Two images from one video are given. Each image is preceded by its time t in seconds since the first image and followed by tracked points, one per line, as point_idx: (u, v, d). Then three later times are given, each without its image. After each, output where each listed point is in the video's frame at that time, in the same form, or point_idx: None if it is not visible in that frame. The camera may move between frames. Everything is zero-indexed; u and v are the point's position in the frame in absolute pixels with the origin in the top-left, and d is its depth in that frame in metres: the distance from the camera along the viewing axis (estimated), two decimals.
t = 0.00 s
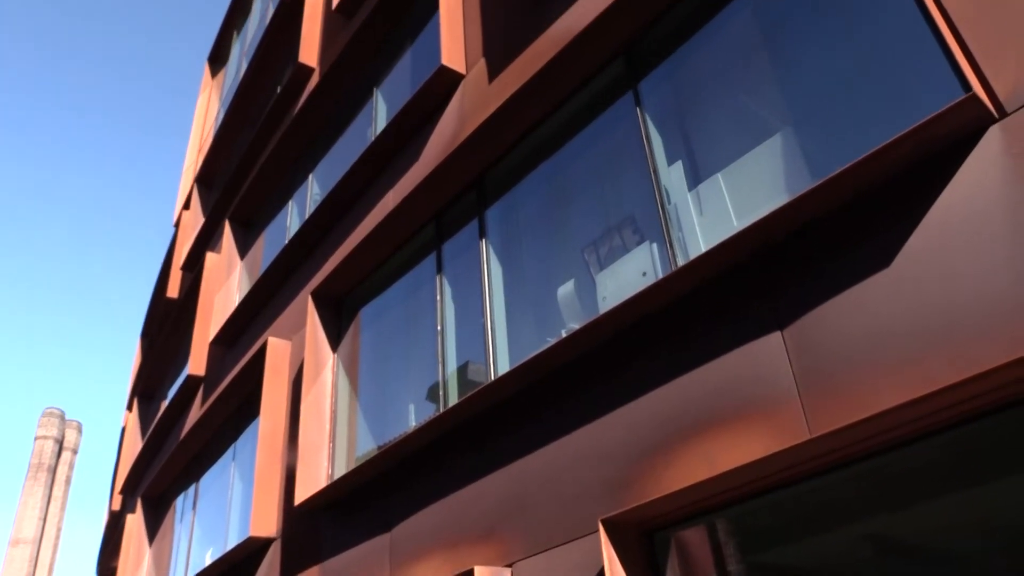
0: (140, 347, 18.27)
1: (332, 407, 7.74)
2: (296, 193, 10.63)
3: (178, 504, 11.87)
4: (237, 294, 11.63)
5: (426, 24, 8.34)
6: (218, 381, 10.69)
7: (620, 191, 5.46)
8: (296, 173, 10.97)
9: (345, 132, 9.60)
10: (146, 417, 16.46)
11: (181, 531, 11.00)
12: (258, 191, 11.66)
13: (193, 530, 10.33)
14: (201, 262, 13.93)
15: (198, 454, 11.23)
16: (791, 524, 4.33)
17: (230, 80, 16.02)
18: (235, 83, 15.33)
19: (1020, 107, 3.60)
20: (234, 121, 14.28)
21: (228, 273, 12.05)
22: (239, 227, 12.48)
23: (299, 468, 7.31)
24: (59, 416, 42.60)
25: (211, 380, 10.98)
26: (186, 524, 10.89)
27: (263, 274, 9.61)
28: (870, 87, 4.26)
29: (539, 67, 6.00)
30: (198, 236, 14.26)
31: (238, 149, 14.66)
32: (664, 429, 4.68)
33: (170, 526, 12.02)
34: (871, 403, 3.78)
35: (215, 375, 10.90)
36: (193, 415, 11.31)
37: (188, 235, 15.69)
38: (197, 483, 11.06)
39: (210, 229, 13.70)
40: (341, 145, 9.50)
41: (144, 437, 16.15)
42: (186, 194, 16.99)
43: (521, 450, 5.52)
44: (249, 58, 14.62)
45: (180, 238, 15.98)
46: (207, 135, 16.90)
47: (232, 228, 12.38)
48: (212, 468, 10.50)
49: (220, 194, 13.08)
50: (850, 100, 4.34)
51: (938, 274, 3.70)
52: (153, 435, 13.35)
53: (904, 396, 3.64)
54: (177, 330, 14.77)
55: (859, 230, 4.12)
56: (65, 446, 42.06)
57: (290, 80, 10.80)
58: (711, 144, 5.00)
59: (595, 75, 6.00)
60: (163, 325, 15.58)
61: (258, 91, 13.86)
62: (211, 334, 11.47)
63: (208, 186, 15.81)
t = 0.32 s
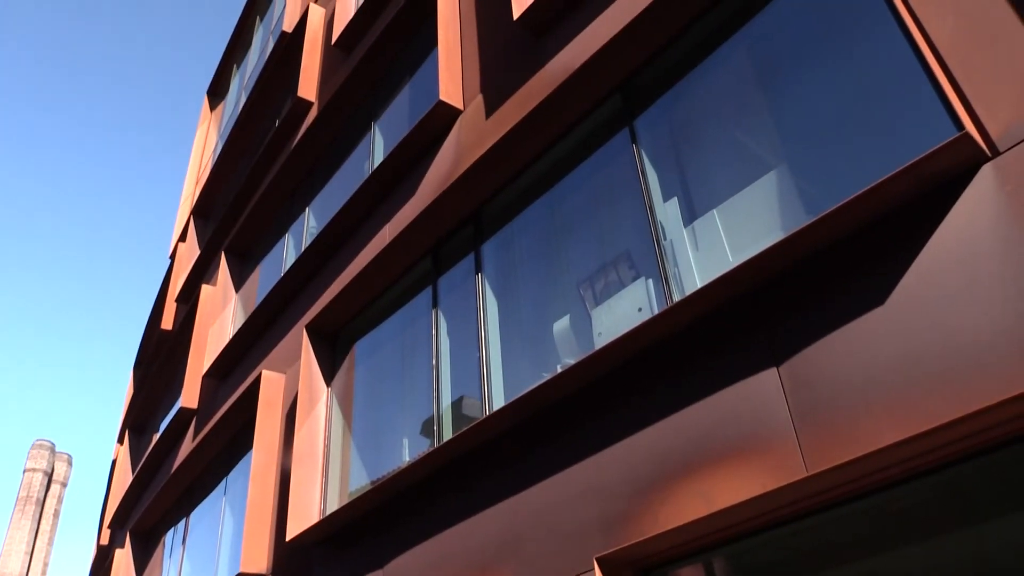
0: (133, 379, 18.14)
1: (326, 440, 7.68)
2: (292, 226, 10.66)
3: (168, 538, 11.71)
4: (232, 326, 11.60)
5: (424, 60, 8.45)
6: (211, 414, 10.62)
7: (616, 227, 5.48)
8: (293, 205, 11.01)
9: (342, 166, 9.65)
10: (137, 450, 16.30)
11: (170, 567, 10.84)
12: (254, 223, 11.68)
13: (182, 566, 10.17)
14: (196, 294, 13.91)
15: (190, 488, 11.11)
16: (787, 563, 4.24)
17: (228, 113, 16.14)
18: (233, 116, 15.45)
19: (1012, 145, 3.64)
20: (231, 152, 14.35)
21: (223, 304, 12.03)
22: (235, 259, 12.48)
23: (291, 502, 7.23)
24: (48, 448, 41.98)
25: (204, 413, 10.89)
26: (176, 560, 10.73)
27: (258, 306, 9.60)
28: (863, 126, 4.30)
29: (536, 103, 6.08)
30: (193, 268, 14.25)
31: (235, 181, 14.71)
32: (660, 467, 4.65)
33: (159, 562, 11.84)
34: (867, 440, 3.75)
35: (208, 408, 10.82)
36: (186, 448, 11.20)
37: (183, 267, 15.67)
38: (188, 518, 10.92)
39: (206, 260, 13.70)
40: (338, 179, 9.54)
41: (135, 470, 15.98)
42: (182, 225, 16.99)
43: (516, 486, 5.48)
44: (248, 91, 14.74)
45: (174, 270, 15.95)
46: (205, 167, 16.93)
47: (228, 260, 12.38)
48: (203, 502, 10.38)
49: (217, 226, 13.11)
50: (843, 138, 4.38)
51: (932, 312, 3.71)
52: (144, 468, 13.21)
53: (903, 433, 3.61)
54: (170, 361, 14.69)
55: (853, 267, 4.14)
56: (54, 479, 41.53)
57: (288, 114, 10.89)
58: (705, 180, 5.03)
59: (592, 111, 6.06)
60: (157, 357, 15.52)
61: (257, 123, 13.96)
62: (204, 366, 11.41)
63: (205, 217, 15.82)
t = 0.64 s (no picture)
0: (119, 412, 17.97)
1: (313, 475, 7.61)
2: (282, 260, 10.66)
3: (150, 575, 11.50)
4: (220, 360, 11.54)
5: (416, 96, 8.55)
6: (197, 448, 10.50)
7: (606, 263, 5.50)
8: (284, 238, 11.02)
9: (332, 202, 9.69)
10: (121, 485, 16.08)
11: None
12: (243, 257, 11.66)
13: None
14: (184, 327, 13.85)
15: (174, 523, 10.95)
16: None
17: (220, 147, 16.21)
18: (225, 149, 15.51)
19: (997, 186, 3.68)
20: (223, 185, 14.39)
21: (211, 337, 11.98)
22: (224, 292, 12.46)
23: (276, 537, 7.12)
24: (30, 480, 41.42)
25: (190, 446, 10.78)
26: None
27: (247, 340, 9.57)
28: (849, 167, 4.35)
29: (526, 140, 6.15)
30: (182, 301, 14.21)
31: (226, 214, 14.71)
32: (649, 505, 4.61)
33: None
34: (855, 479, 3.74)
35: (194, 442, 10.71)
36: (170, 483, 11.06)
37: (172, 300, 15.60)
38: (171, 555, 10.75)
39: (195, 293, 13.66)
40: (328, 214, 9.57)
41: (118, 507, 15.74)
42: (173, 258, 16.96)
43: (505, 523, 5.43)
44: (240, 125, 14.83)
45: (163, 302, 15.88)
46: (196, 201, 16.92)
47: (217, 293, 12.35)
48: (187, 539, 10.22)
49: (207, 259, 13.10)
50: (829, 179, 4.43)
51: (919, 351, 3.72)
52: (128, 503, 13.02)
53: (892, 472, 3.60)
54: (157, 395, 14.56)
55: (841, 309, 4.17)
56: (35, 513, 40.81)
57: (280, 149, 10.95)
58: (695, 218, 5.07)
59: (582, 149, 6.13)
60: (143, 390, 15.39)
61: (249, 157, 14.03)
62: (191, 400, 11.32)
63: (195, 250, 15.79)
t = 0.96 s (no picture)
0: (101, 447, 17.74)
1: (298, 511, 7.52)
2: (270, 293, 10.64)
3: None
4: (205, 394, 11.44)
5: (407, 131, 8.62)
6: (181, 483, 10.36)
7: (595, 299, 5.51)
8: (273, 271, 11.00)
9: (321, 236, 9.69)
10: (102, 521, 15.81)
11: None
12: (231, 289, 11.62)
13: None
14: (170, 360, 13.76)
15: (156, 560, 10.76)
16: None
17: (211, 180, 16.26)
18: (216, 182, 15.55)
19: (982, 224, 3.72)
20: (213, 217, 14.39)
21: (197, 370, 11.90)
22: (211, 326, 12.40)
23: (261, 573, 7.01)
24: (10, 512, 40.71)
25: (174, 481, 10.64)
26: None
27: (234, 373, 9.51)
28: (835, 204, 4.39)
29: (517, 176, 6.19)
30: (168, 333, 14.13)
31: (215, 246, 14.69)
32: (638, 544, 4.57)
33: None
34: (844, 517, 3.71)
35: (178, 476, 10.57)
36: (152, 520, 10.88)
37: (159, 331, 15.52)
38: None
39: (182, 325, 13.59)
40: (317, 248, 9.57)
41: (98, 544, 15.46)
42: (160, 290, 16.88)
43: (493, 560, 5.37)
44: (231, 158, 14.87)
45: (149, 334, 15.77)
46: (185, 233, 16.89)
47: (204, 326, 12.30)
48: None
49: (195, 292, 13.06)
50: (816, 218, 4.47)
51: (906, 389, 3.72)
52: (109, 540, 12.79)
53: (880, 510, 3.58)
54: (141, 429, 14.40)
55: (827, 346, 4.19)
56: (14, 546, 40.04)
57: (271, 183, 10.98)
58: (684, 254, 5.09)
59: (571, 184, 6.18)
60: (127, 424, 15.22)
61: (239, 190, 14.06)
62: (175, 434, 11.19)
63: (183, 283, 15.73)
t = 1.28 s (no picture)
0: (78, 478, 17.43)
1: (278, 544, 7.42)
2: (254, 322, 10.58)
3: None
4: (186, 424, 11.30)
5: (395, 164, 8.67)
6: (158, 514, 10.19)
7: (581, 333, 5.52)
8: (259, 300, 10.95)
9: (308, 266, 9.67)
10: (76, 555, 15.48)
11: None
12: (216, 318, 11.53)
13: None
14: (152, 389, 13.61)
15: None
16: None
17: (198, 207, 16.23)
18: (203, 210, 15.51)
19: (965, 265, 3.77)
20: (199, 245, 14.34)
21: (178, 399, 11.77)
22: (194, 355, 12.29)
23: None
24: None
25: (151, 512, 10.46)
26: None
27: (217, 402, 9.42)
28: (820, 244, 4.42)
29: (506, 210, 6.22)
30: (150, 362, 13.99)
31: (201, 273, 14.62)
32: None
33: None
34: (829, 557, 3.69)
35: (156, 507, 10.40)
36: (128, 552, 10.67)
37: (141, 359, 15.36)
38: None
39: (165, 353, 13.47)
40: (304, 278, 9.54)
41: None
42: (144, 318, 16.74)
43: None
44: (219, 186, 14.86)
45: (131, 362, 15.63)
46: (171, 261, 16.83)
47: (187, 355, 12.20)
48: None
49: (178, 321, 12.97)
50: (800, 257, 4.50)
51: (889, 429, 3.73)
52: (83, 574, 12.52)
53: (865, 550, 3.56)
54: (119, 459, 14.18)
55: (808, 388, 4.20)
56: None
57: (258, 212, 10.98)
58: (670, 289, 5.11)
59: (559, 219, 6.21)
60: (106, 454, 15.00)
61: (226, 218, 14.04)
62: (154, 465, 11.03)
63: (166, 310, 15.62)
